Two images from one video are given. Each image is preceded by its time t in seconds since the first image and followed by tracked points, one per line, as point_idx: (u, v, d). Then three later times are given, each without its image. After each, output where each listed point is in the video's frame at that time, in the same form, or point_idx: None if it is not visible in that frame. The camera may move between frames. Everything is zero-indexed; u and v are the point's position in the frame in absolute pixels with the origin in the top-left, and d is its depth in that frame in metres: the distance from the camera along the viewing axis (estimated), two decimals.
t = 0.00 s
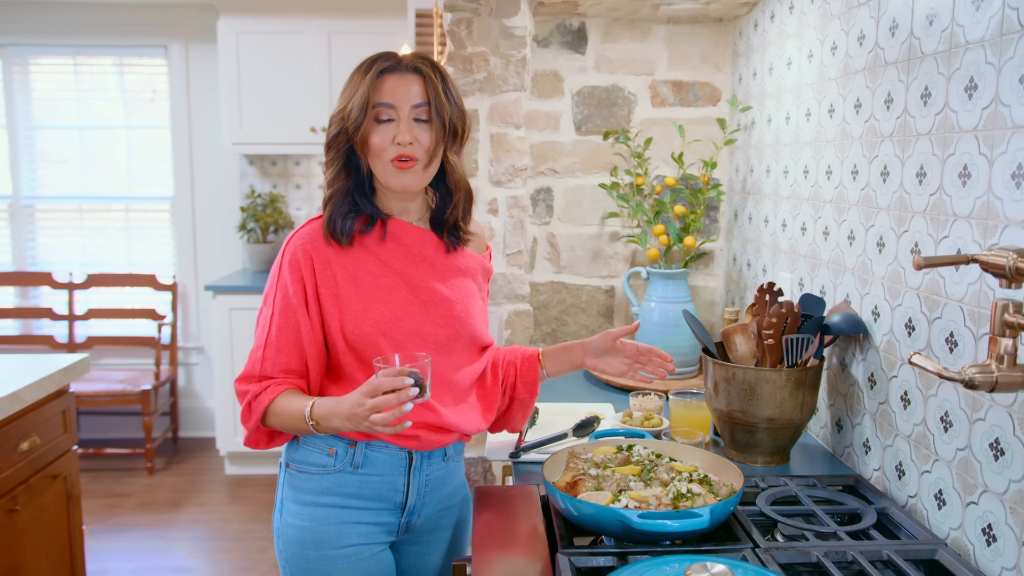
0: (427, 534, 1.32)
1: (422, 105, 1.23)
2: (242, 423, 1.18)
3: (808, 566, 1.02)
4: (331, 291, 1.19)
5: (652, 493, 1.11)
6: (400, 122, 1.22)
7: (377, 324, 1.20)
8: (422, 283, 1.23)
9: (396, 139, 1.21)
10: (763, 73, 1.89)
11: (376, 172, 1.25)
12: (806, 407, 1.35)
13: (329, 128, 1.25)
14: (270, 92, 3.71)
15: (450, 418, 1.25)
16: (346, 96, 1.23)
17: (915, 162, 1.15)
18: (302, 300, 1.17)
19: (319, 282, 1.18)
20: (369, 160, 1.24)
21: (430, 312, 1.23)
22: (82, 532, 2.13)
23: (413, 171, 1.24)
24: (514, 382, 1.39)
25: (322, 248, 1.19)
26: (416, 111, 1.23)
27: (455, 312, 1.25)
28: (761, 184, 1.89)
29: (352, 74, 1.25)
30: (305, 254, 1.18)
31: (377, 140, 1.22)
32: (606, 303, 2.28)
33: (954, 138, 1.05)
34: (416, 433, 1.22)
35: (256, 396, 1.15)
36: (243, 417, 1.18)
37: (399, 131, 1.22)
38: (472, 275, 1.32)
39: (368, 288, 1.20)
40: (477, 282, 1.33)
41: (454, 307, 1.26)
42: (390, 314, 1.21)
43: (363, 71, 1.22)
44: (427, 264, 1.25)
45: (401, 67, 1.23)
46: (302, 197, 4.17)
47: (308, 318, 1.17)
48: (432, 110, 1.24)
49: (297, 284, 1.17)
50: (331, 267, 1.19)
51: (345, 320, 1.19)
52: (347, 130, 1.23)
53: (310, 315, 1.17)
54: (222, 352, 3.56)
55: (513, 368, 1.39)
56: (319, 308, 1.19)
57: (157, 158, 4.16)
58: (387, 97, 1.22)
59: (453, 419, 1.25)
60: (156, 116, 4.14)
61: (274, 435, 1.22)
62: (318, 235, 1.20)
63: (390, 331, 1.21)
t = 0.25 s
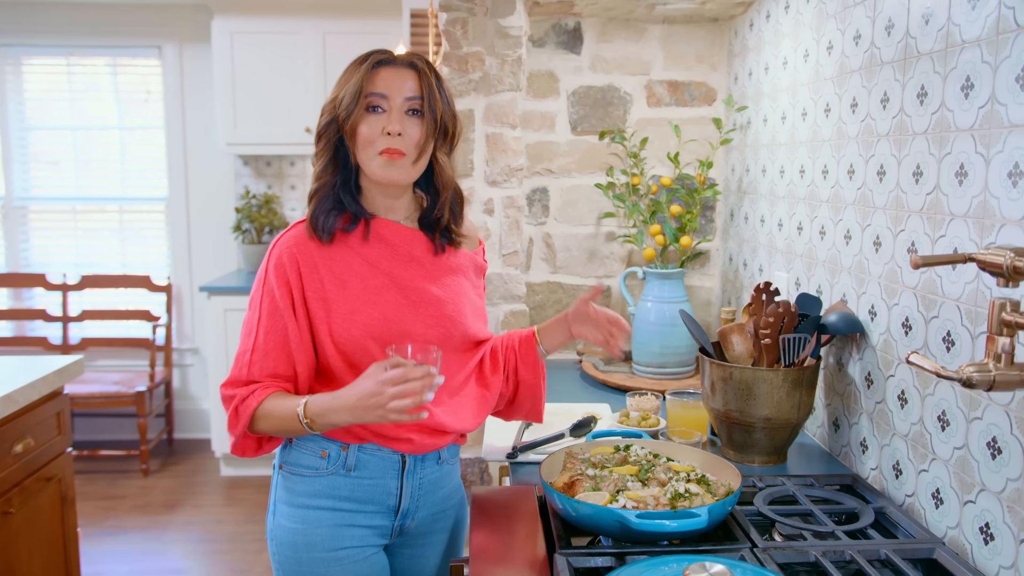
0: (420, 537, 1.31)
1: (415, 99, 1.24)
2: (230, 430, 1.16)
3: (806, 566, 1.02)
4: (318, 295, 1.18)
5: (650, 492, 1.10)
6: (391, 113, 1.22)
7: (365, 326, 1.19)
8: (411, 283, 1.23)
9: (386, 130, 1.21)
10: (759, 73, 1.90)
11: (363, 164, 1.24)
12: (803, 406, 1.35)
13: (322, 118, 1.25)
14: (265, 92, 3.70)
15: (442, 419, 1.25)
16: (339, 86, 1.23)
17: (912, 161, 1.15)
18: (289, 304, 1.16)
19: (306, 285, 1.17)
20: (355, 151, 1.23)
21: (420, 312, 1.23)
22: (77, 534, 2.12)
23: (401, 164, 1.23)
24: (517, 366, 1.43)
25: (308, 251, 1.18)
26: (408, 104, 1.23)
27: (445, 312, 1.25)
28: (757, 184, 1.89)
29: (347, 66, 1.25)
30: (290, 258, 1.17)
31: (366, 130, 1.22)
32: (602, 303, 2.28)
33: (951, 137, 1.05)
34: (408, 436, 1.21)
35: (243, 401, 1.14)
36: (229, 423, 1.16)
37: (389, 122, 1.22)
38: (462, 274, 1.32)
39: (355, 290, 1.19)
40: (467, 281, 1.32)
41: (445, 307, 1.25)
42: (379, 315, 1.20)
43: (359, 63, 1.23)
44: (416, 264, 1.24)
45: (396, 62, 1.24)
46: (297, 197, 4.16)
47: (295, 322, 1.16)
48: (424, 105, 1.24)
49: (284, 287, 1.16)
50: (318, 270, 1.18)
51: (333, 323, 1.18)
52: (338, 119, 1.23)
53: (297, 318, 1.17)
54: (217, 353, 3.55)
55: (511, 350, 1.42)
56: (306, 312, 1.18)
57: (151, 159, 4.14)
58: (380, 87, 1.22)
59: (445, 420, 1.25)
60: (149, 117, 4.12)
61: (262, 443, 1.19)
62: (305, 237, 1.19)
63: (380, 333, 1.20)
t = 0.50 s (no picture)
0: (415, 541, 1.30)
1: (416, 98, 1.24)
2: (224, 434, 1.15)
3: (803, 567, 1.01)
4: (310, 296, 1.17)
5: (647, 494, 1.10)
6: (392, 110, 1.22)
7: (357, 328, 1.19)
8: (402, 284, 1.22)
9: (387, 127, 1.21)
10: (755, 73, 1.90)
11: (358, 161, 1.23)
12: (799, 407, 1.35)
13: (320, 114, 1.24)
14: (260, 92, 3.69)
15: (439, 420, 1.24)
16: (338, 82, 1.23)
17: (908, 161, 1.15)
18: (281, 305, 1.16)
19: (298, 287, 1.17)
20: (352, 147, 1.22)
21: (412, 314, 1.23)
22: (71, 536, 2.10)
23: (399, 164, 1.23)
24: (518, 366, 1.39)
25: (298, 252, 1.18)
26: (409, 103, 1.24)
27: (437, 314, 1.25)
28: (753, 184, 1.89)
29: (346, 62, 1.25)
30: (281, 259, 1.17)
31: (365, 126, 1.21)
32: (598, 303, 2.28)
33: (948, 137, 1.04)
34: (402, 440, 1.20)
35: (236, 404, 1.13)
36: (226, 427, 1.14)
37: (390, 120, 1.22)
38: (456, 274, 1.31)
39: (346, 291, 1.19)
40: (459, 281, 1.32)
41: (437, 309, 1.25)
42: (370, 317, 1.19)
43: (359, 60, 1.23)
44: (407, 265, 1.24)
45: (397, 61, 1.24)
46: (292, 198, 4.15)
47: (286, 324, 1.15)
48: (425, 106, 1.25)
49: (275, 289, 1.16)
50: (308, 271, 1.17)
51: (324, 325, 1.18)
52: (337, 114, 1.22)
53: (289, 320, 1.16)
54: (212, 354, 3.54)
55: (514, 350, 1.39)
56: (297, 313, 1.17)
57: (146, 159, 4.13)
58: (382, 84, 1.22)
59: (442, 422, 1.25)
60: (143, 117, 4.11)
61: (261, 449, 1.17)
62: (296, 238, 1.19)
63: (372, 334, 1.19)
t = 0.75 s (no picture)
0: (414, 544, 1.30)
1: (414, 93, 1.23)
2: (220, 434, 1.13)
3: (807, 567, 1.01)
4: (310, 295, 1.17)
5: (650, 494, 1.09)
6: (388, 105, 1.21)
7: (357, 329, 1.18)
8: (404, 286, 1.22)
9: (382, 122, 1.20)
10: (756, 73, 1.89)
11: (356, 157, 1.22)
12: (802, 407, 1.34)
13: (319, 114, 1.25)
14: (259, 93, 3.68)
15: (439, 424, 1.23)
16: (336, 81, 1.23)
17: (911, 160, 1.15)
18: (281, 305, 1.15)
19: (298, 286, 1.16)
20: (350, 144, 1.22)
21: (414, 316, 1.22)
22: (71, 538, 2.10)
23: (398, 156, 1.21)
24: (519, 355, 1.40)
25: (299, 251, 1.17)
26: (405, 98, 1.22)
27: (439, 317, 1.25)
28: (754, 183, 1.89)
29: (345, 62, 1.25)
30: (281, 258, 1.16)
31: (361, 122, 1.20)
32: (598, 303, 2.27)
33: (950, 136, 1.04)
34: (401, 443, 1.20)
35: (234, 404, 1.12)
36: (218, 424, 1.13)
37: (386, 115, 1.21)
38: (458, 276, 1.30)
39: (347, 291, 1.18)
40: (462, 284, 1.31)
41: (439, 311, 1.25)
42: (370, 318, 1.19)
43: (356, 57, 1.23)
44: (409, 266, 1.23)
45: (395, 57, 1.24)
46: (292, 198, 4.14)
47: (285, 324, 1.15)
48: (423, 100, 1.24)
49: (276, 288, 1.15)
50: (309, 271, 1.17)
51: (324, 327, 1.18)
52: (334, 112, 1.22)
53: (289, 320, 1.15)
54: (211, 355, 3.53)
55: (511, 341, 1.40)
56: (297, 313, 1.17)
57: (145, 160, 4.12)
58: (378, 81, 1.22)
59: (442, 425, 1.24)
60: (142, 118, 4.10)
61: (257, 450, 1.14)
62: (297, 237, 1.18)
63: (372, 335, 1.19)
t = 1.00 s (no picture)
0: (415, 547, 1.29)
1: (414, 94, 1.22)
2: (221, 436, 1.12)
3: (814, 568, 1.00)
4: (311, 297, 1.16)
5: (656, 495, 1.09)
6: (389, 106, 1.21)
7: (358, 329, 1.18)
8: (406, 287, 1.22)
9: (383, 123, 1.20)
10: (760, 71, 1.88)
11: (356, 158, 1.22)
12: (808, 406, 1.34)
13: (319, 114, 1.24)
14: (262, 93, 3.68)
15: (440, 427, 1.23)
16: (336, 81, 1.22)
17: (917, 158, 1.14)
18: (282, 306, 1.15)
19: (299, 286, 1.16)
20: (350, 145, 1.22)
21: (416, 318, 1.22)
22: (75, 539, 2.10)
23: (398, 156, 1.21)
24: (526, 366, 1.39)
25: (301, 251, 1.17)
26: (407, 99, 1.22)
27: (441, 317, 1.24)
28: (758, 182, 1.88)
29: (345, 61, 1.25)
30: (283, 258, 1.16)
31: (362, 124, 1.20)
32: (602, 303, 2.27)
33: (957, 133, 1.03)
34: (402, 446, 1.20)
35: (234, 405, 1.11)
36: (225, 427, 1.12)
37: (386, 116, 1.20)
38: (462, 277, 1.30)
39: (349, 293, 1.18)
40: (465, 285, 1.31)
41: (442, 312, 1.24)
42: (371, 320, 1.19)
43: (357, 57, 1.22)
44: (411, 267, 1.23)
45: (395, 57, 1.23)
46: (295, 199, 4.14)
47: (287, 325, 1.14)
48: (424, 101, 1.23)
49: (277, 289, 1.15)
50: (311, 272, 1.17)
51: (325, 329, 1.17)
52: (334, 113, 1.22)
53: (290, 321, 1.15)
54: (215, 356, 3.53)
55: (522, 352, 1.39)
56: (298, 314, 1.17)
57: (148, 161, 4.12)
58: (379, 81, 1.21)
59: (443, 428, 1.23)
60: (145, 119, 4.11)
61: (267, 452, 1.13)
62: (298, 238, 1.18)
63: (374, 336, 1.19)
